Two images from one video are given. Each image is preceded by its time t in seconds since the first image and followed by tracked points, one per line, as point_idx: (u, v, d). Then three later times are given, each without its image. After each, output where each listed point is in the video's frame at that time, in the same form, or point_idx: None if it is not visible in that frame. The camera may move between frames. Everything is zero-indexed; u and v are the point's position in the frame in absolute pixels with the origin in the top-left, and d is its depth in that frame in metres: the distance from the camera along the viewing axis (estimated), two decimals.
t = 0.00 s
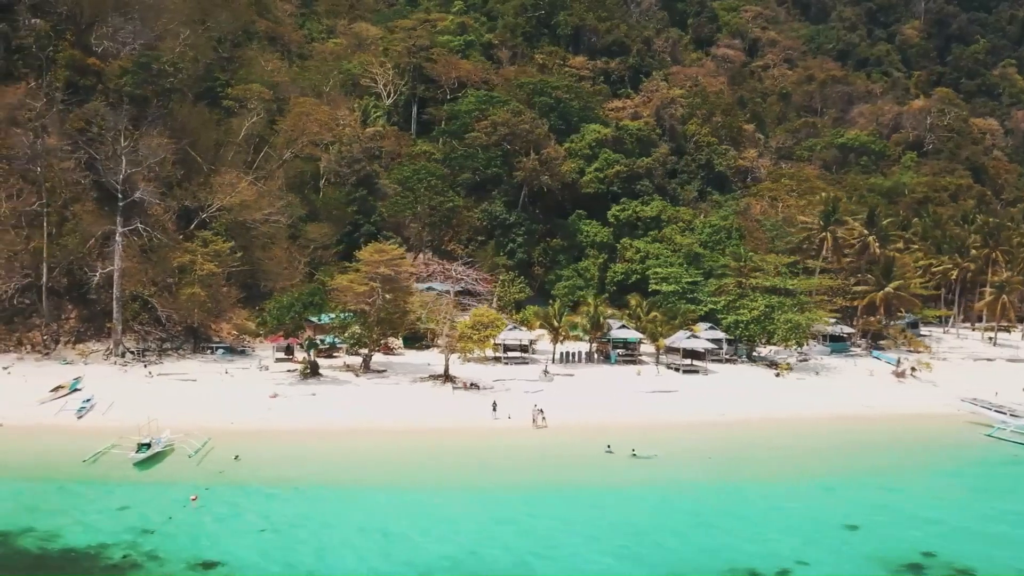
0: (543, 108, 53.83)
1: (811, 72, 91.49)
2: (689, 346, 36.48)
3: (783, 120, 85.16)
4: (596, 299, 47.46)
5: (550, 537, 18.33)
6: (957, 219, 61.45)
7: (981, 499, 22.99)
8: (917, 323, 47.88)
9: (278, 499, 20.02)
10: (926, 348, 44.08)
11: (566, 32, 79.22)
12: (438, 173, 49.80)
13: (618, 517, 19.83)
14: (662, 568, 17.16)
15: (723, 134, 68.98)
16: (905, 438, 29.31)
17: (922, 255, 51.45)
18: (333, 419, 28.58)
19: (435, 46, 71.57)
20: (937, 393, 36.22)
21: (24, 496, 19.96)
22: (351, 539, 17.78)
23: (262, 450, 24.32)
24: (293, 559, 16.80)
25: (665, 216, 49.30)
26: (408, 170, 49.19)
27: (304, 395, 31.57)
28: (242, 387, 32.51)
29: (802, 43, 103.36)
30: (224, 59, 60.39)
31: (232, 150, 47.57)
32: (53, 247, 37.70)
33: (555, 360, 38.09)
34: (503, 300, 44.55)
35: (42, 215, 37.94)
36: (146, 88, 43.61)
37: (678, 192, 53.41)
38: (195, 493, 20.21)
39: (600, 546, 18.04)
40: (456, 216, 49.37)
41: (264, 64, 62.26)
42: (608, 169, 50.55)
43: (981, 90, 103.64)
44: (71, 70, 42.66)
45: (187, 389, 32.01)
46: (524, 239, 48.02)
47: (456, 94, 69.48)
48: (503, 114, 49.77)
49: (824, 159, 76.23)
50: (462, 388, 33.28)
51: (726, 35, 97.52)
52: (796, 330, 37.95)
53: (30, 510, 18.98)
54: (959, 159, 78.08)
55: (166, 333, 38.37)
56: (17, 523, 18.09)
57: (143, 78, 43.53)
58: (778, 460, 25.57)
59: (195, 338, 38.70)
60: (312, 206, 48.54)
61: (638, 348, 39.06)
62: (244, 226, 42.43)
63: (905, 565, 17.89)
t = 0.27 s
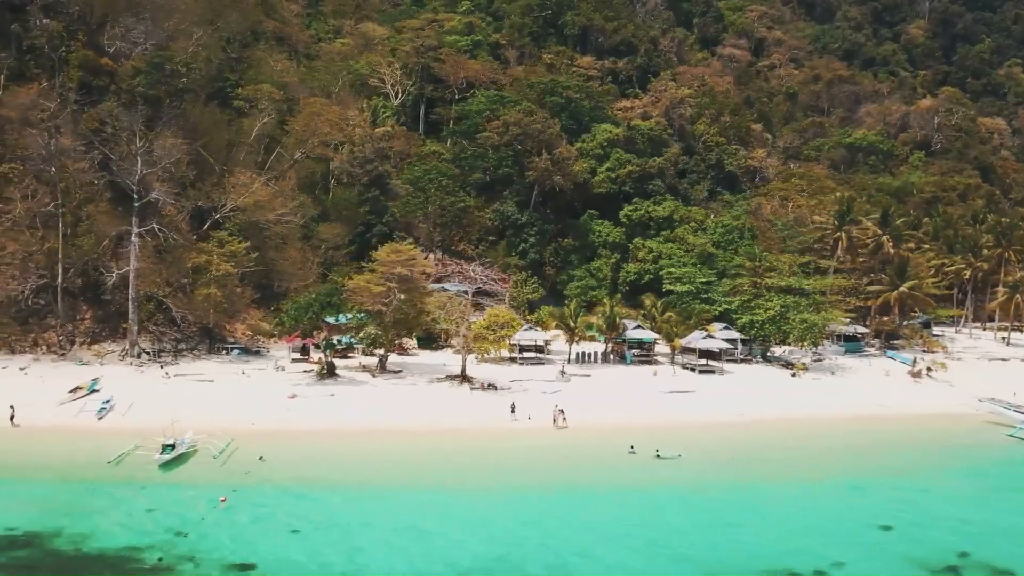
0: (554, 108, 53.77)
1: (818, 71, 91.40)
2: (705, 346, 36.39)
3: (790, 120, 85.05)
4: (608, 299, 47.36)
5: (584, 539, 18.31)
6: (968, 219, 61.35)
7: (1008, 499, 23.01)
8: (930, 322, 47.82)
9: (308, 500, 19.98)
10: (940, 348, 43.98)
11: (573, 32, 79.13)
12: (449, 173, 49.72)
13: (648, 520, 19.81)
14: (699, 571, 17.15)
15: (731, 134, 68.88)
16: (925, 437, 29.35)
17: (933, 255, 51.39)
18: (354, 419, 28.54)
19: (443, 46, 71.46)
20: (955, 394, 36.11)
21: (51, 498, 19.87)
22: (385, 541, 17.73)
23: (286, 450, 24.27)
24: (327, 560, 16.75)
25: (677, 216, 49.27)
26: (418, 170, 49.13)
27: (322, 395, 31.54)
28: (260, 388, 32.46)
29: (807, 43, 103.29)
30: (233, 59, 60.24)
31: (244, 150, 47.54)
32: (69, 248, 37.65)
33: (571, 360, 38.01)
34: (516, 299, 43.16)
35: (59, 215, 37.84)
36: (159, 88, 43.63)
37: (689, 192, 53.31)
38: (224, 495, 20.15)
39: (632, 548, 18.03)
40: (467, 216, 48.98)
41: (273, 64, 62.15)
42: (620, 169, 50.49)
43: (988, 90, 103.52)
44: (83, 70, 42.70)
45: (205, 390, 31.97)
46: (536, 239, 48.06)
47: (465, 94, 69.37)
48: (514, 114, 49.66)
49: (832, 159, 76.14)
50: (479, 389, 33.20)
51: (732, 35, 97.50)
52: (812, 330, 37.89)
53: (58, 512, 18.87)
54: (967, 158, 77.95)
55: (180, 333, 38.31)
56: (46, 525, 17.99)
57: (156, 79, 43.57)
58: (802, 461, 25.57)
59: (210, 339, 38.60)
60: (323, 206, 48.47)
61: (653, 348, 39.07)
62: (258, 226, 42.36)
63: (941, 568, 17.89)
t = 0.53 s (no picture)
0: (564, 107, 53.73)
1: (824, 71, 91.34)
2: (719, 347, 36.28)
3: (797, 119, 84.95)
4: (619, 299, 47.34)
5: (612, 541, 18.40)
6: (976, 218, 61.29)
7: None
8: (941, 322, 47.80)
9: (333, 501, 20.01)
10: (953, 348, 43.91)
11: (579, 32, 79.03)
12: (459, 173, 49.66)
13: (674, 522, 19.85)
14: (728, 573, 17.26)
15: (739, 133, 68.83)
16: (943, 437, 29.39)
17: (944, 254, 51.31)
18: (372, 420, 28.56)
19: (450, 46, 71.40)
20: (969, 393, 36.05)
21: (74, 499, 19.82)
22: (413, 542, 17.77)
23: (307, 451, 24.33)
24: (357, 561, 16.77)
25: (688, 216, 49.22)
26: (428, 170, 49.04)
27: (338, 396, 31.58)
28: (276, 388, 32.48)
29: (812, 43, 103.23)
30: (241, 59, 60.16)
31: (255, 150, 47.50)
32: (82, 248, 37.79)
33: (584, 361, 37.96)
34: (529, 298, 41.85)
35: (72, 215, 37.80)
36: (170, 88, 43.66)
37: (699, 192, 53.26)
38: (249, 495, 20.17)
39: (660, 551, 18.11)
40: (477, 217, 48.93)
41: (280, 64, 62.07)
42: (630, 169, 50.48)
43: (993, 89, 103.41)
44: (95, 71, 42.57)
45: (220, 390, 31.97)
46: (547, 239, 48.15)
47: (472, 94, 69.28)
48: (525, 114, 49.58)
49: (839, 159, 76.07)
50: (494, 389, 33.13)
51: (737, 35, 97.50)
52: (825, 330, 37.87)
53: (83, 514, 18.83)
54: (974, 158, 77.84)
55: (193, 334, 38.30)
56: (72, 526, 17.95)
57: (167, 79, 43.57)
58: (821, 463, 25.62)
59: (223, 339, 38.50)
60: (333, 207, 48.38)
61: (666, 349, 38.99)
62: (270, 226, 42.33)
63: (968, 569, 18.02)
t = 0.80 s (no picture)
0: (577, 107, 53.68)
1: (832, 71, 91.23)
2: (738, 347, 36.22)
3: (805, 119, 84.91)
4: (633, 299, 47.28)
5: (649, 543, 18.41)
6: (988, 218, 61.17)
7: None
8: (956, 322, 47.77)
9: (368, 501, 20.01)
10: (969, 348, 43.81)
11: (588, 32, 79.21)
12: (471, 173, 49.58)
13: (709, 523, 19.87)
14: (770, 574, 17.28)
15: (748, 133, 68.77)
16: (965, 437, 29.44)
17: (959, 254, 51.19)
18: (396, 420, 28.56)
19: (459, 46, 71.30)
20: (989, 393, 35.98)
21: (106, 500, 19.76)
22: (452, 543, 17.79)
23: (334, 451, 24.30)
24: (398, 562, 16.76)
25: (702, 216, 49.16)
26: (441, 170, 48.95)
27: (360, 396, 31.55)
28: (297, 389, 32.39)
29: (819, 42, 103.17)
30: (252, 59, 60.14)
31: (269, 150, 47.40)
32: (99, 249, 37.76)
33: (602, 361, 37.87)
34: (546, 296, 41.02)
35: (90, 215, 37.68)
36: (185, 88, 43.62)
37: (712, 192, 53.19)
38: (283, 495, 20.10)
39: (698, 551, 18.16)
40: (489, 217, 48.94)
41: (291, 64, 62.04)
42: (643, 169, 50.41)
43: (1000, 88, 103.28)
44: (111, 71, 42.88)
45: (241, 390, 31.92)
46: (561, 239, 48.21)
47: (481, 94, 69.24)
48: (539, 114, 49.63)
49: (848, 158, 75.98)
50: (514, 390, 32.94)
51: (744, 35, 97.50)
52: (843, 330, 37.84)
53: (117, 515, 18.76)
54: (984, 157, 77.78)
55: (210, 334, 38.25)
56: (108, 528, 17.88)
57: (182, 79, 43.54)
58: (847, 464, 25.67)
59: (240, 340, 38.46)
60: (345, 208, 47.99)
61: (683, 349, 38.96)
62: (285, 227, 42.27)
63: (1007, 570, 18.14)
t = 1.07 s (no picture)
0: (587, 107, 53.61)
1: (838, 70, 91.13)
2: (752, 346, 36.16)
3: (811, 119, 84.84)
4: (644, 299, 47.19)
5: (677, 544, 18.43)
6: (997, 217, 61.08)
7: None
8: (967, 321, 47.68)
9: (394, 500, 20.06)
10: (982, 348, 43.72)
11: (594, 31, 79.15)
12: (481, 172, 49.50)
13: (734, 523, 19.95)
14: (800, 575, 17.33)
15: (756, 133, 68.71)
16: (981, 438, 29.56)
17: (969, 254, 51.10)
18: (415, 420, 28.61)
19: (466, 46, 71.20)
20: (1003, 393, 35.93)
21: (131, 500, 19.73)
22: (482, 542, 17.87)
23: (354, 452, 24.28)
24: (429, 561, 16.81)
25: (713, 216, 49.06)
26: (451, 170, 48.94)
27: (375, 396, 31.49)
28: (312, 389, 32.31)
29: (824, 42, 103.12)
30: (260, 58, 60.05)
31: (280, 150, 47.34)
32: (112, 249, 37.72)
33: (616, 361, 37.79)
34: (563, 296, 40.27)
35: (103, 215, 37.64)
36: (196, 88, 43.60)
37: (722, 192, 53.15)
38: (308, 495, 20.08)
39: (725, 551, 18.25)
40: (499, 217, 48.60)
41: (299, 64, 61.96)
42: (654, 168, 50.24)
43: (1006, 88, 103.15)
44: (121, 71, 42.72)
45: (257, 391, 31.86)
46: (571, 239, 48.40)
47: (488, 94, 69.16)
48: (550, 113, 49.59)
49: (855, 158, 75.91)
50: (530, 391, 32.81)
51: (749, 34, 97.48)
52: (858, 330, 37.74)
53: (143, 515, 18.73)
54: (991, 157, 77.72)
55: (223, 335, 38.22)
56: (136, 527, 17.86)
57: (194, 79, 43.51)
58: (866, 465, 25.77)
59: (253, 340, 38.47)
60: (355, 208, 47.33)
61: (696, 349, 38.82)
62: (297, 227, 42.23)
63: None
